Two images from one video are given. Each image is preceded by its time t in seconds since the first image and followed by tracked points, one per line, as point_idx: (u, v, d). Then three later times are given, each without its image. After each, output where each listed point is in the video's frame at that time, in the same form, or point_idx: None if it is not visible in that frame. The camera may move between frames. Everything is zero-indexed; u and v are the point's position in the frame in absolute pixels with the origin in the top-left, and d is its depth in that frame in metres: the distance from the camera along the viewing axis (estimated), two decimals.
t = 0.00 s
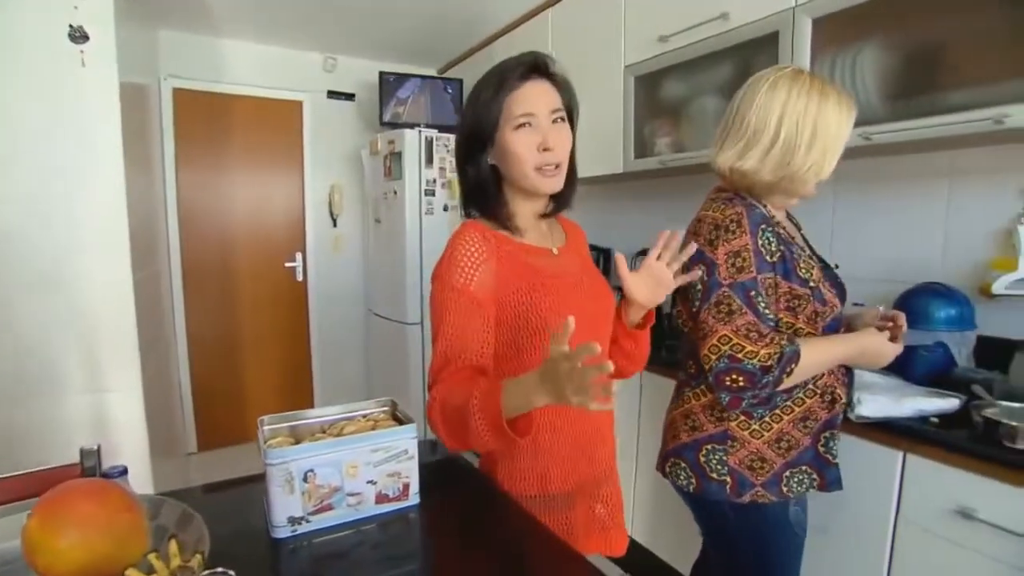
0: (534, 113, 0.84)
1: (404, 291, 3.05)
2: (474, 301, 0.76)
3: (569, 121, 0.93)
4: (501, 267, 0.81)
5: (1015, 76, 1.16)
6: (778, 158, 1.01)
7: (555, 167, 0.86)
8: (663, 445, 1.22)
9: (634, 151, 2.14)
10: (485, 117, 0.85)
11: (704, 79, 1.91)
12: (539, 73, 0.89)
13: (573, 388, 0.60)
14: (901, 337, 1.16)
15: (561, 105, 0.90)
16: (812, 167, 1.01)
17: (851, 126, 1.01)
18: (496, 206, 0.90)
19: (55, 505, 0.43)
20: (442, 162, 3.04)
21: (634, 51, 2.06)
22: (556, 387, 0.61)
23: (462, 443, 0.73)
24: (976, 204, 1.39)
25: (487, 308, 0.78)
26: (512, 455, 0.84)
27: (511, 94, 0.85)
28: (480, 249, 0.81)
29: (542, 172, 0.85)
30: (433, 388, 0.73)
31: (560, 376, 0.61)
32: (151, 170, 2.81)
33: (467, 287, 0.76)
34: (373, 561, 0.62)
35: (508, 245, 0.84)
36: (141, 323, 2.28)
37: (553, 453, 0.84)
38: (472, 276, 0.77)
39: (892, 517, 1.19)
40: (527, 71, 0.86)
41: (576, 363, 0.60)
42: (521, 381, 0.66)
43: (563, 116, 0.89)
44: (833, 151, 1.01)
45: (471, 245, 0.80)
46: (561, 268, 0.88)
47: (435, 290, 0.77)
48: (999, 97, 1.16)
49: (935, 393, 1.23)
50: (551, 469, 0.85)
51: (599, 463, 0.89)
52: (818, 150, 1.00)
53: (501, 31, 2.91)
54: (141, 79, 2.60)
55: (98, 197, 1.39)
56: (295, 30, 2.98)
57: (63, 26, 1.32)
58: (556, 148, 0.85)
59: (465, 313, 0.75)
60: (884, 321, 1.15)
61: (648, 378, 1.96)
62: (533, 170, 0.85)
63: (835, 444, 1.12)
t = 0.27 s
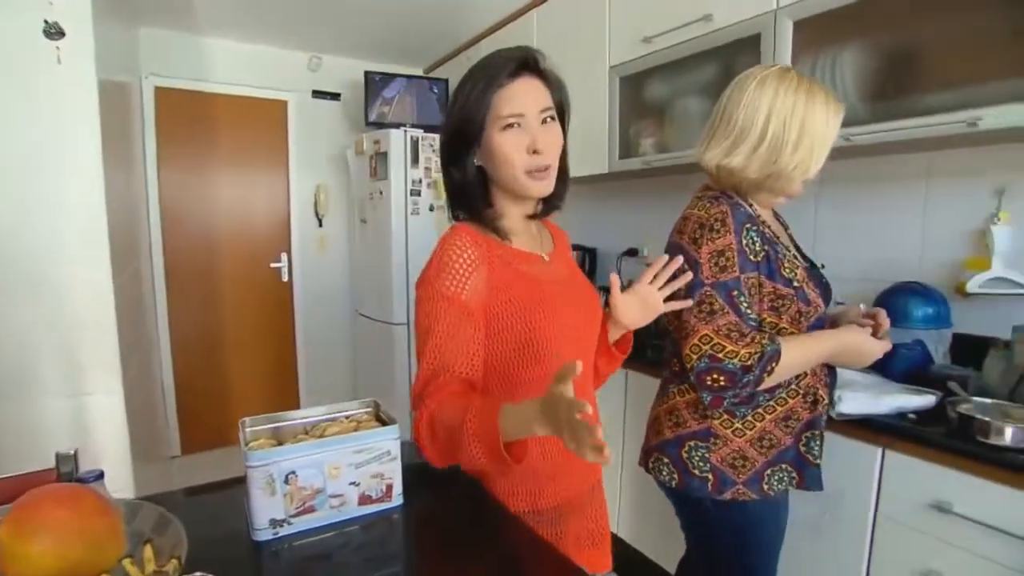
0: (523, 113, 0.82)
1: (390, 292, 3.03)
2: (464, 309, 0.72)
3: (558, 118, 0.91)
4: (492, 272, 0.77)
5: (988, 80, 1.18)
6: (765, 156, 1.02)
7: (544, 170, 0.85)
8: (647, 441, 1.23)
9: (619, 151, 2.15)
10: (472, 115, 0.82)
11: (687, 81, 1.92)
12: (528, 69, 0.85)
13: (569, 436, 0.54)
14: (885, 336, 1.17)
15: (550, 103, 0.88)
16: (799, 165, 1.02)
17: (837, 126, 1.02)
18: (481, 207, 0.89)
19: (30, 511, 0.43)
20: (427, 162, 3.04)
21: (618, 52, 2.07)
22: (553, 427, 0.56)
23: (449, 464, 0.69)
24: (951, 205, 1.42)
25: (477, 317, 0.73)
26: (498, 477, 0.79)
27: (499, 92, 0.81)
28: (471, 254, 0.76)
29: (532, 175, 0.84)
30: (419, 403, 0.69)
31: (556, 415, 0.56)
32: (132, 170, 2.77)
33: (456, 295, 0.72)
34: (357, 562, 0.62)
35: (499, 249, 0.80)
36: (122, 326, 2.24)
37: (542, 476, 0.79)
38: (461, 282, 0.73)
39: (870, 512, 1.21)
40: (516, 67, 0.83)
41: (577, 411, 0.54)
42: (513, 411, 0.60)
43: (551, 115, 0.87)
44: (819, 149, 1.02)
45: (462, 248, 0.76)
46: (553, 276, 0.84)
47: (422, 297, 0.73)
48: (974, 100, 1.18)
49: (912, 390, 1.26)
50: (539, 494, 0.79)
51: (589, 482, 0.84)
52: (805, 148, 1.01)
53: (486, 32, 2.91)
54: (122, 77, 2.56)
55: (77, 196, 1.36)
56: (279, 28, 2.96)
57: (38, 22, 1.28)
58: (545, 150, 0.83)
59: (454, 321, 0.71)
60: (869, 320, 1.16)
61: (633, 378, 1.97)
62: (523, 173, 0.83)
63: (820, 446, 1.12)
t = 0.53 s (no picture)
0: (516, 113, 0.81)
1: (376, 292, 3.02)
2: (453, 317, 0.70)
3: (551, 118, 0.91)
4: (478, 277, 0.76)
5: (963, 83, 1.21)
6: (756, 155, 1.03)
7: (534, 173, 0.85)
8: (635, 440, 1.23)
9: (604, 151, 2.16)
10: (465, 112, 0.81)
11: (670, 82, 1.94)
12: (524, 66, 0.84)
13: (574, 438, 0.53)
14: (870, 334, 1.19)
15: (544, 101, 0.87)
16: (789, 165, 1.03)
17: (827, 126, 1.03)
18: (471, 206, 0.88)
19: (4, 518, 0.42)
20: (414, 163, 3.03)
21: (603, 53, 2.08)
22: (557, 430, 0.55)
23: (446, 477, 0.67)
24: (929, 205, 1.45)
25: (467, 324, 0.71)
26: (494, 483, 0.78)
27: (494, 89, 0.80)
28: (457, 260, 0.74)
29: (522, 177, 0.83)
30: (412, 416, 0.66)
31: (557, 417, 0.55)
32: (113, 169, 2.73)
33: (444, 302, 0.70)
34: (340, 564, 0.62)
35: (482, 253, 0.79)
36: (103, 328, 2.21)
37: (538, 475, 0.79)
38: (449, 289, 0.71)
39: (851, 508, 1.23)
40: (513, 64, 0.81)
41: (581, 413, 0.53)
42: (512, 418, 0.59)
43: (545, 115, 0.86)
44: (809, 149, 1.03)
45: (449, 255, 0.74)
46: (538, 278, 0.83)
47: (408, 307, 0.70)
48: (950, 102, 1.20)
49: (889, 387, 1.28)
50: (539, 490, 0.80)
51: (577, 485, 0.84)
52: (795, 148, 1.02)
53: (472, 32, 2.91)
54: (102, 75, 2.52)
55: (55, 195, 1.33)
56: (263, 27, 2.93)
57: (13, 18, 1.25)
58: (536, 153, 0.83)
59: (444, 331, 0.69)
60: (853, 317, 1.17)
61: (618, 377, 1.98)
62: (512, 175, 0.83)
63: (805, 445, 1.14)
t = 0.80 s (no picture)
0: (524, 101, 0.75)
1: (362, 293, 3.01)
2: (442, 322, 0.67)
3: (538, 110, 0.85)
4: (466, 279, 0.73)
5: (939, 86, 1.23)
6: (746, 152, 1.03)
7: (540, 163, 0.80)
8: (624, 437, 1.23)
9: (589, 151, 2.17)
10: (476, 105, 0.71)
11: (654, 83, 1.95)
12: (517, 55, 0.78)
13: (576, 445, 0.52)
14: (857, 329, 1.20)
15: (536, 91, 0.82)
16: (779, 163, 1.04)
17: (815, 126, 1.05)
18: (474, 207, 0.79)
19: None
20: (399, 163, 3.02)
21: (588, 53, 2.09)
22: (556, 436, 0.54)
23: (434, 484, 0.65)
24: (907, 205, 1.47)
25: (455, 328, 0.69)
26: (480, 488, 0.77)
27: (504, 78, 0.72)
28: (446, 261, 0.72)
29: (532, 168, 0.78)
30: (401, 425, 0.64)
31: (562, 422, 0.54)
32: (93, 169, 2.68)
33: (432, 307, 0.67)
34: (322, 567, 0.61)
35: (470, 253, 0.76)
36: (82, 330, 2.17)
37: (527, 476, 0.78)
38: (437, 293, 0.68)
39: (831, 505, 1.24)
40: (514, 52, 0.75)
41: (584, 420, 0.52)
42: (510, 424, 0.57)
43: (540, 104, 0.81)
44: (797, 149, 1.05)
45: (437, 256, 0.71)
46: (525, 279, 0.81)
47: (394, 312, 0.67)
48: (926, 104, 1.23)
49: (870, 385, 1.30)
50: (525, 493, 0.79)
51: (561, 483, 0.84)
52: (784, 147, 1.03)
53: (458, 32, 2.90)
54: (82, 74, 2.48)
55: (32, 195, 1.31)
56: (246, 25, 2.90)
57: None
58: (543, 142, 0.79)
59: (433, 336, 0.66)
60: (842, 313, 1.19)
61: (604, 376, 1.99)
62: (525, 167, 0.77)
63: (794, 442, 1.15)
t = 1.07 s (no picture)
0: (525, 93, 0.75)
1: (347, 294, 2.99)
2: (427, 322, 0.66)
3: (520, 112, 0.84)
4: (449, 278, 0.72)
5: (916, 88, 1.25)
6: (721, 155, 1.05)
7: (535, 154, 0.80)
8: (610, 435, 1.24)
9: (574, 151, 2.17)
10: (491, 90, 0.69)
11: (638, 84, 1.96)
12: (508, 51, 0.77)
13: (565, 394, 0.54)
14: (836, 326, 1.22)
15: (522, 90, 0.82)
16: (752, 164, 1.05)
17: (787, 125, 1.06)
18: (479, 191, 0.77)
19: None
20: (385, 163, 3.00)
21: (573, 53, 2.09)
22: (540, 401, 0.55)
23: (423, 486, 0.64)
24: (886, 205, 1.49)
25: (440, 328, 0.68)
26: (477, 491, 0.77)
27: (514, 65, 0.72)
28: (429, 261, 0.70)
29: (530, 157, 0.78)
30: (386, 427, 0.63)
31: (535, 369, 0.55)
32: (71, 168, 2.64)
33: (417, 307, 0.66)
34: (304, 570, 0.61)
35: (454, 252, 0.75)
36: (60, 333, 2.13)
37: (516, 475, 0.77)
38: (423, 293, 0.67)
39: (812, 501, 1.26)
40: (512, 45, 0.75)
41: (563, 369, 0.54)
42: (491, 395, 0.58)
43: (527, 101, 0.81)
44: (771, 149, 1.06)
45: (421, 256, 0.69)
46: (508, 277, 0.81)
47: (378, 313, 0.66)
48: (903, 106, 1.25)
49: (849, 382, 1.32)
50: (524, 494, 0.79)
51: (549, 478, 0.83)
52: (759, 147, 1.04)
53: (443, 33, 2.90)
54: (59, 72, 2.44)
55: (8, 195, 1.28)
56: (229, 24, 2.87)
57: None
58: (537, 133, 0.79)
59: (418, 337, 0.65)
60: (820, 309, 1.21)
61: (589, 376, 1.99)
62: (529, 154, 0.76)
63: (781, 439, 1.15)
